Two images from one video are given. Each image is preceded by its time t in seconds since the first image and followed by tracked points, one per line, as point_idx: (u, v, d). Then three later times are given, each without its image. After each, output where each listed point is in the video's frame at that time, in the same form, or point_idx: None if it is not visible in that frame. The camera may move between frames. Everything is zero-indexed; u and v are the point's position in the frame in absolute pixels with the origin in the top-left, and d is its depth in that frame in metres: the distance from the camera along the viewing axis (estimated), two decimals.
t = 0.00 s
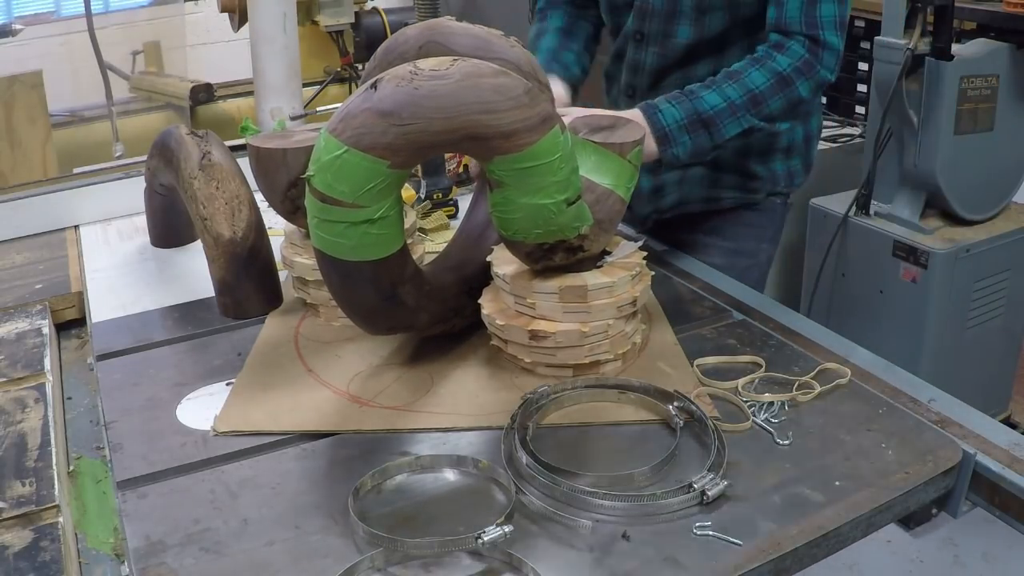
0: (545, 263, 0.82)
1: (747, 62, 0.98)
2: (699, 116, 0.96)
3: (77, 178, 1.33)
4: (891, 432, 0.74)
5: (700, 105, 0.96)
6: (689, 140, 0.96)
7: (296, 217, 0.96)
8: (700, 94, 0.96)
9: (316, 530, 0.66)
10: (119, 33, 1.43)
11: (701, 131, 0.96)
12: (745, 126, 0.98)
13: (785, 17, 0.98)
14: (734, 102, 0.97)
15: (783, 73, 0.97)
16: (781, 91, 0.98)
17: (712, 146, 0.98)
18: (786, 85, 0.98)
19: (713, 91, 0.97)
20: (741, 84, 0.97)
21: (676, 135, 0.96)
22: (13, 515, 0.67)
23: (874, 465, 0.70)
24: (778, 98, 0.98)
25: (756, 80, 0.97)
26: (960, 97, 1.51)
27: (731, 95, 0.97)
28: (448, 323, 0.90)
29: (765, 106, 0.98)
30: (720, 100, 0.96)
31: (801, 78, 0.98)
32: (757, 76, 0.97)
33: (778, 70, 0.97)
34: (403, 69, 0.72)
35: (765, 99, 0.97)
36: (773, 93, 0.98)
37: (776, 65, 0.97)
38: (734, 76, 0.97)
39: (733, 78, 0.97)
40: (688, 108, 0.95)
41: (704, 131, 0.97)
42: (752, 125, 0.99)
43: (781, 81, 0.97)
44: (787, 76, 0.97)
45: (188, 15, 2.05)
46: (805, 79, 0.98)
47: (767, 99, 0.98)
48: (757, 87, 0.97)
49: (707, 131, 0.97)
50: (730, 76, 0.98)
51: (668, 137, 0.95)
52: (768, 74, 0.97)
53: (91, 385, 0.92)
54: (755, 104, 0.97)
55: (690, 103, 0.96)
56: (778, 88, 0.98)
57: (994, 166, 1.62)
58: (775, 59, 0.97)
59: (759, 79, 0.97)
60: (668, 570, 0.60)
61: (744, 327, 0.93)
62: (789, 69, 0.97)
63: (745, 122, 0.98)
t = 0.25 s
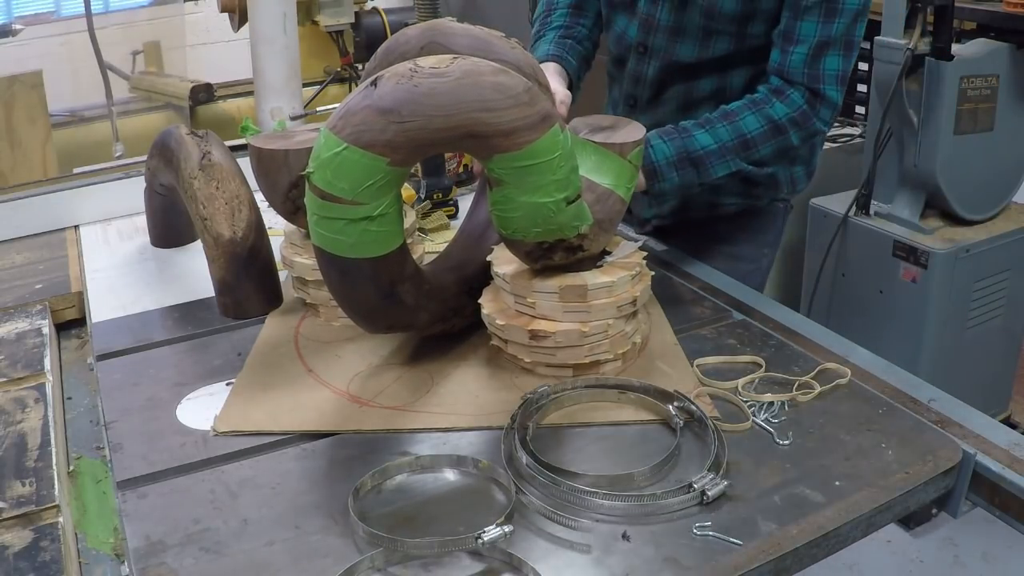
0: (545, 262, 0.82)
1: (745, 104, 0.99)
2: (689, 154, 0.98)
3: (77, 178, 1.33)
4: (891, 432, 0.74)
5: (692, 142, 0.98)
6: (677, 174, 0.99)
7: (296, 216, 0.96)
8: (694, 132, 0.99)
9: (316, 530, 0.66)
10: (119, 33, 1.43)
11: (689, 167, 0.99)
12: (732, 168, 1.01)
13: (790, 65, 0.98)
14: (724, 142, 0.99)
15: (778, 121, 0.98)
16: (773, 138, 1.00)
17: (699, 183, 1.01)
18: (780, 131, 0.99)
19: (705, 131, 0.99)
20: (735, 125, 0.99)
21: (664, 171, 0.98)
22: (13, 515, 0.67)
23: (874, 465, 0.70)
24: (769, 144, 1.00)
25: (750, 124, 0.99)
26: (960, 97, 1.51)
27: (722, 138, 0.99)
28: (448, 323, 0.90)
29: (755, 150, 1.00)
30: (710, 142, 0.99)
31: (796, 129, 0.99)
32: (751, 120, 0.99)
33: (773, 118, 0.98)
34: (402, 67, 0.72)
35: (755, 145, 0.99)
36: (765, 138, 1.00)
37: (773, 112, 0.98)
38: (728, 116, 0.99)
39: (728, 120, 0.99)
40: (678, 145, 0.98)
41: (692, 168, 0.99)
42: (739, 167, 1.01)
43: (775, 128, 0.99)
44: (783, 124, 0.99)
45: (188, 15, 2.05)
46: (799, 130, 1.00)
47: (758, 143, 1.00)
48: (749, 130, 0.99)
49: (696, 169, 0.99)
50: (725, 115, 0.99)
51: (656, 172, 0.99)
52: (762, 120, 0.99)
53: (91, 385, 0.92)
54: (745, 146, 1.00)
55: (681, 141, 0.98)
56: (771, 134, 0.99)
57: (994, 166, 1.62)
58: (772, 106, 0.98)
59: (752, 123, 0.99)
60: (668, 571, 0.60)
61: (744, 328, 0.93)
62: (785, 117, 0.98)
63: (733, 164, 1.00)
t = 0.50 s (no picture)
0: (546, 262, 0.82)
1: (740, 96, 1.00)
2: (684, 148, 1.00)
3: (77, 178, 1.33)
4: (891, 432, 0.74)
5: (686, 137, 0.99)
6: (672, 169, 1.00)
7: (296, 216, 0.96)
8: (688, 126, 1.00)
9: (316, 530, 0.66)
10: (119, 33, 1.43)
11: (684, 162, 1.00)
12: (728, 162, 1.02)
13: (789, 54, 0.98)
14: (719, 136, 1.00)
15: (773, 113, 0.99)
16: (768, 131, 1.00)
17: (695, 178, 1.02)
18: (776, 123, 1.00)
19: (699, 125, 1.00)
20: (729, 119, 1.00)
21: (658, 167, 1.00)
22: (13, 515, 0.67)
23: (874, 465, 0.70)
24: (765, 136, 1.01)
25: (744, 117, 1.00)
26: (960, 97, 1.51)
27: (716, 131, 1.00)
28: (448, 323, 0.90)
29: (751, 143, 1.01)
30: (705, 136, 1.00)
31: (793, 120, 1.00)
32: (745, 113, 0.99)
33: (769, 110, 0.99)
34: (404, 65, 0.72)
35: (752, 138, 1.00)
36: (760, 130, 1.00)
37: (769, 103, 0.99)
38: (723, 110, 1.00)
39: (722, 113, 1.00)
40: (672, 141, 0.99)
41: (687, 163, 1.00)
42: (734, 161, 1.02)
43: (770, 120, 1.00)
44: (778, 116, 0.99)
45: (188, 15, 2.05)
46: (797, 121, 1.00)
47: (754, 136, 1.01)
48: (745, 123, 1.00)
49: (690, 164, 1.01)
50: (720, 109, 1.00)
51: (651, 168, 1.00)
52: (757, 112, 0.99)
53: (91, 385, 0.92)
54: (740, 140, 1.01)
55: (675, 136, 0.99)
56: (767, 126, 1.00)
57: (994, 166, 1.62)
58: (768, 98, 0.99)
59: (747, 116, 1.00)
60: (668, 570, 0.60)
61: (744, 328, 0.93)
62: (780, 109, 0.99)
63: (728, 158, 1.01)
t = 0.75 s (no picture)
0: (546, 262, 0.82)
1: (734, 89, 1.00)
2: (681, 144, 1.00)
3: (77, 178, 1.33)
4: (891, 432, 0.74)
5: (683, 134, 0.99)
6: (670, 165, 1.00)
7: (296, 216, 0.96)
8: (684, 122, 1.00)
9: (316, 531, 0.66)
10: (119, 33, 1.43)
11: (682, 158, 1.00)
12: (725, 155, 1.02)
13: (780, 41, 0.98)
14: (715, 129, 1.00)
15: (768, 104, 0.99)
16: (765, 122, 1.00)
17: (693, 172, 1.02)
18: (771, 114, 1.00)
19: (696, 121, 1.00)
20: (724, 112, 0.99)
21: (657, 164, 1.00)
22: (13, 515, 0.67)
23: (874, 465, 0.70)
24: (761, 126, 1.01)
25: (738, 109, 0.99)
26: (960, 97, 1.51)
27: (713, 125, 1.00)
28: (448, 322, 0.90)
29: (747, 134, 1.01)
30: (701, 131, 1.00)
31: (787, 109, 1.00)
32: (740, 105, 0.99)
33: (763, 100, 0.99)
34: (404, 66, 0.72)
35: (748, 130, 1.00)
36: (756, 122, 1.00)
37: (762, 94, 0.99)
38: (718, 103, 1.00)
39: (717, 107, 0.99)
40: (669, 138, 0.99)
41: (685, 159, 1.01)
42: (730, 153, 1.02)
43: (765, 112, 1.00)
44: (772, 107, 0.99)
45: (188, 15, 2.05)
46: (791, 111, 1.00)
47: (750, 128, 1.00)
48: (740, 116, 1.00)
49: (688, 158, 1.01)
50: (714, 102, 1.00)
51: (649, 165, 1.00)
52: (752, 104, 0.99)
53: (91, 385, 0.92)
54: (737, 133, 1.00)
55: (672, 133, 0.99)
56: (763, 118, 1.00)
57: (993, 166, 1.62)
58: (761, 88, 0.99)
59: (741, 108, 0.99)
60: (668, 570, 0.60)
61: (744, 328, 0.93)
62: (774, 99, 0.99)
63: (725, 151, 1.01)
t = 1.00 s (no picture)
0: (547, 262, 0.82)
1: (735, 89, 1.00)
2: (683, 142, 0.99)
3: (77, 178, 1.33)
4: (891, 432, 0.74)
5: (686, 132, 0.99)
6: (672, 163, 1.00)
7: (296, 216, 0.96)
8: (686, 120, 1.00)
9: (316, 531, 0.66)
10: (119, 33, 1.43)
11: (684, 155, 1.00)
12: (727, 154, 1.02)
13: (775, 48, 0.98)
14: (717, 129, 1.00)
15: (769, 105, 0.99)
16: (766, 123, 1.00)
17: (695, 170, 1.02)
18: (773, 115, 1.00)
19: (698, 119, 0.99)
20: (726, 112, 0.99)
21: (660, 161, 1.00)
22: (13, 515, 0.67)
23: (874, 465, 0.70)
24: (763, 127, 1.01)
25: (740, 109, 0.99)
26: (960, 96, 1.51)
27: (715, 124, 0.99)
28: (447, 322, 0.90)
29: (748, 134, 1.01)
30: (704, 129, 0.99)
31: (787, 111, 1.00)
32: (741, 106, 0.99)
33: (764, 101, 0.99)
34: (404, 66, 0.72)
35: (748, 130, 1.00)
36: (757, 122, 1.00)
37: (763, 96, 0.99)
38: (719, 103, 1.00)
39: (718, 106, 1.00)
40: (672, 136, 0.99)
41: (688, 157, 1.00)
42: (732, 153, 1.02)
43: (766, 113, 1.00)
44: (773, 108, 1.00)
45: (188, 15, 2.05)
46: (791, 112, 1.01)
47: (751, 128, 1.00)
48: (741, 116, 1.00)
49: (690, 156, 1.00)
50: (716, 101, 1.00)
51: (652, 162, 0.99)
52: (753, 104, 0.99)
53: (91, 385, 0.92)
54: (738, 133, 1.00)
55: (675, 131, 0.99)
56: (764, 118, 1.00)
57: (993, 166, 1.61)
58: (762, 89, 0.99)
59: (743, 109, 0.99)
60: (667, 570, 0.60)
61: (744, 327, 0.93)
62: (775, 100, 0.99)
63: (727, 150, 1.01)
